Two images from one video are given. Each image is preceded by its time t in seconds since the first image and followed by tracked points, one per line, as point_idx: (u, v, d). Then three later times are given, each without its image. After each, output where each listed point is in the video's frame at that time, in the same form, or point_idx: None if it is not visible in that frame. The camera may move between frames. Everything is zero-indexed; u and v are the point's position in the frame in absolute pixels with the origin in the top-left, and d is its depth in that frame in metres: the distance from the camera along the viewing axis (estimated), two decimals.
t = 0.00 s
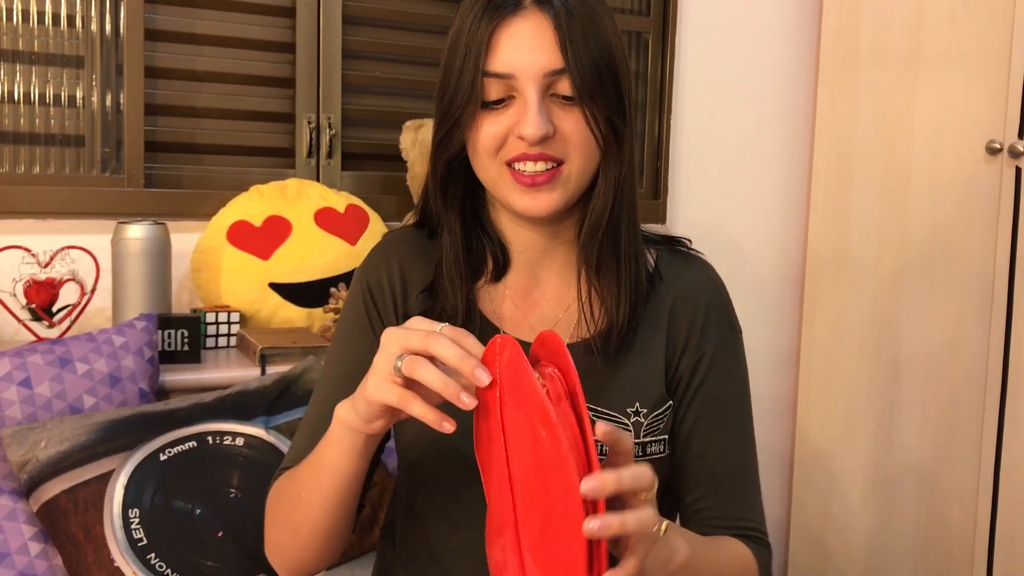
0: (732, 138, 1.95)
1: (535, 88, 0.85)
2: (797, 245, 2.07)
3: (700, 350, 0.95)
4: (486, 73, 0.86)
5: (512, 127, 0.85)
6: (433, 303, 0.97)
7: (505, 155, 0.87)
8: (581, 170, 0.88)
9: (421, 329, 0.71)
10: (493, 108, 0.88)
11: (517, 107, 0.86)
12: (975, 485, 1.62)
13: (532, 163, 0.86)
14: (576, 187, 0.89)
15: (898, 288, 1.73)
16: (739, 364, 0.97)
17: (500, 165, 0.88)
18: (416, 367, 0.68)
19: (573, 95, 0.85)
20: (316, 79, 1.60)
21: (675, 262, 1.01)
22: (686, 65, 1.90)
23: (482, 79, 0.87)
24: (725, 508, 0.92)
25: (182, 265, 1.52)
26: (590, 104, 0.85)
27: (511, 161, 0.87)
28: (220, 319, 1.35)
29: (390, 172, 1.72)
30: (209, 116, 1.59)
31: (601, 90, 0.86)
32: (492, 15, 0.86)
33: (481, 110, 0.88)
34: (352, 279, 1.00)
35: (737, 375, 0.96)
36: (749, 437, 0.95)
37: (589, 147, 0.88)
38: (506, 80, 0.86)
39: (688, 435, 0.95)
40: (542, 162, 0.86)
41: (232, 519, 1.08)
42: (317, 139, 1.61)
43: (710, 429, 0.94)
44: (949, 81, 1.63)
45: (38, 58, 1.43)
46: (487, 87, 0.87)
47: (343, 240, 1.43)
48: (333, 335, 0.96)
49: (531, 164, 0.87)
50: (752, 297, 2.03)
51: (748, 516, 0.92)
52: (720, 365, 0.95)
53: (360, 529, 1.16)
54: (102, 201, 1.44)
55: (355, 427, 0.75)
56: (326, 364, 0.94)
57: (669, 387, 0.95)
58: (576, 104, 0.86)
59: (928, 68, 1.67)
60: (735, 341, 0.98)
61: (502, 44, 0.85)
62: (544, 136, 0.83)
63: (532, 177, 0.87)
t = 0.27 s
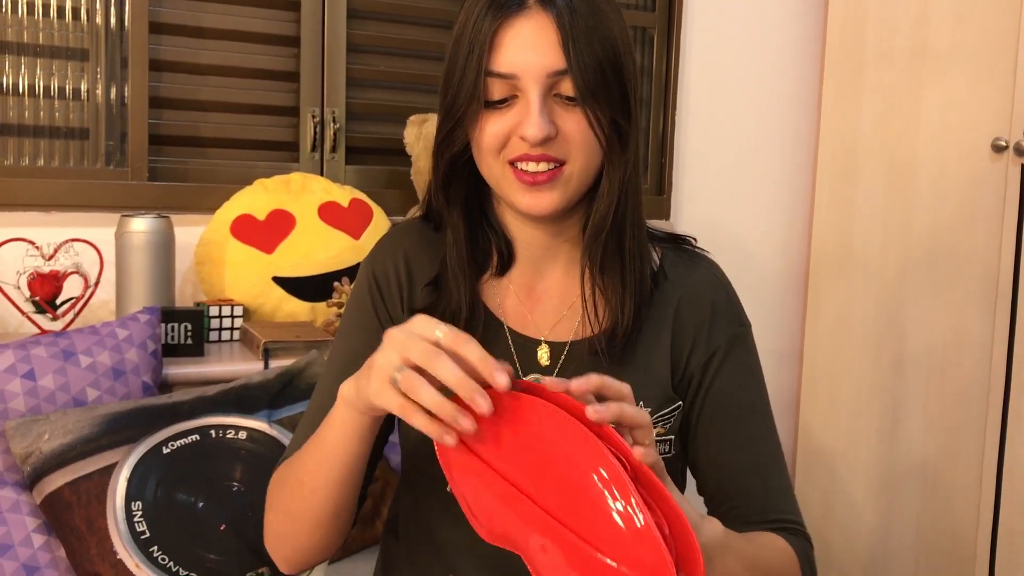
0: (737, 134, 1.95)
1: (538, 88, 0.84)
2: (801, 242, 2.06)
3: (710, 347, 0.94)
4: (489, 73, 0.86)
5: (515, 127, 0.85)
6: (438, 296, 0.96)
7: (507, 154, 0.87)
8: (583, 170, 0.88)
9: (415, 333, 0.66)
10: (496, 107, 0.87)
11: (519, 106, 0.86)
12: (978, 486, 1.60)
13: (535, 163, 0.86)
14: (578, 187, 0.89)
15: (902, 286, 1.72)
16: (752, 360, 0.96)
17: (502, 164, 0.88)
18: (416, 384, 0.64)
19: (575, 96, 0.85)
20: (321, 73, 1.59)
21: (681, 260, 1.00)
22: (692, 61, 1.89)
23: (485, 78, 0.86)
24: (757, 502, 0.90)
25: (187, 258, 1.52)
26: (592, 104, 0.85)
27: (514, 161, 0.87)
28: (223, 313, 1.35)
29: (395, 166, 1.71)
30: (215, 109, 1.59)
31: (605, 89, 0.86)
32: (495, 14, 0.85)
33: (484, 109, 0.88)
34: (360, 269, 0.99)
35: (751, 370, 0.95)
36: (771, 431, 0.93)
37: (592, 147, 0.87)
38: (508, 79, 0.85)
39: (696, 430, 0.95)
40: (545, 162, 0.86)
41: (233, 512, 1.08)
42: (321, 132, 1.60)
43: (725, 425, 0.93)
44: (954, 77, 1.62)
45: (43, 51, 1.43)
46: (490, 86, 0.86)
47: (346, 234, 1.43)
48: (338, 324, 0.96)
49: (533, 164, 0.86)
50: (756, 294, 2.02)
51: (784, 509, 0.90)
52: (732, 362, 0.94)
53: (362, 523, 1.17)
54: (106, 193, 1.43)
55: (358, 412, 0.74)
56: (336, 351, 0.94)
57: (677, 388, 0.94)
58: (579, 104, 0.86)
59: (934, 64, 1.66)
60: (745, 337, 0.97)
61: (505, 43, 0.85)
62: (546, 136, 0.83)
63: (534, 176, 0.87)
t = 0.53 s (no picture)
0: (741, 131, 1.94)
1: (550, 87, 0.84)
2: (806, 239, 2.05)
3: (721, 345, 0.93)
4: (502, 71, 0.85)
5: (527, 125, 0.85)
6: (445, 291, 0.96)
7: (519, 153, 0.87)
8: (594, 168, 0.88)
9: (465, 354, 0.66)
10: (508, 106, 0.87)
11: (531, 105, 0.85)
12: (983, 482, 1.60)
13: (546, 162, 0.86)
14: (588, 185, 0.89)
15: (907, 283, 1.71)
16: (763, 356, 0.95)
17: (514, 163, 0.88)
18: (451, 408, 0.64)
19: (588, 94, 0.85)
20: (326, 70, 1.59)
21: (688, 258, 1.00)
22: (697, 58, 1.88)
23: (497, 76, 0.86)
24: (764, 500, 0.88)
25: (191, 254, 1.52)
26: (605, 103, 0.85)
27: (525, 159, 0.87)
28: (228, 309, 1.34)
29: (399, 163, 1.71)
30: (219, 106, 1.59)
31: (617, 88, 0.85)
32: (509, 11, 0.85)
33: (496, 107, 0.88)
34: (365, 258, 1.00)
35: (762, 366, 0.94)
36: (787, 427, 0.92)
37: (603, 145, 0.87)
38: (521, 78, 0.85)
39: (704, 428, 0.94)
40: (556, 161, 0.86)
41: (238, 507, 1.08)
42: (326, 129, 1.60)
43: (737, 422, 0.91)
44: (960, 76, 1.62)
45: (48, 47, 1.43)
46: (502, 85, 0.86)
47: (351, 231, 1.43)
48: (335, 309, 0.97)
49: (545, 163, 0.86)
50: (761, 291, 2.01)
51: (806, 503, 0.88)
52: (741, 360, 0.93)
53: (367, 519, 1.17)
54: (112, 189, 1.44)
55: (369, 392, 0.73)
56: (331, 335, 0.94)
57: (686, 387, 0.94)
58: (591, 102, 0.85)
59: (940, 62, 1.65)
60: (753, 334, 0.96)
61: (518, 41, 0.84)
62: (558, 136, 0.83)
63: (545, 175, 0.87)
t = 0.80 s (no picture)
0: (746, 126, 1.93)
1: (557, 84, 0.84)
2: (811, 235, 2.04)
3: (728, 339, 0.93)
4: (509, 68, 0.85)
5: (533, 122, 0.85)
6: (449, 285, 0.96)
7: (525, 150, 0.86)
8: (600, 165, 0.87)
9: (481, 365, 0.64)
10: (514, 102, 0.87)
11: (538, 102, 0.85)
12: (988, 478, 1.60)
13: (552, 158, 0.86)
14: (595, 182, 0.88)
15: (912, 279, 1.71)
16: (769, 347, 0.94)
17: (520, 159, 0.88)
18: (464, 412, 0.62)
19: (595, 91, 0.84)
20: (330, 65, 1.59)
21: (694, 253, 1.00)
22: (701, 53, 1.88)
23: (504, 73, 0.85)
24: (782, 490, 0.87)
25: (195, 250, 1.52)
26: (612, 100, 0.84)
27: (532, 156, 0.86)
28: (232, 305, 1.34)
29: (403, 159, 1.71)
30: (222, 101, 1.59)
31: (624, 85, 0.85)
32: (516, 8, 0.84)
33: (502, 104, 0.87)
34: (365, 245, 1.00)
35: (769, 356, 0.93)
36: (798, 414, 0.91)
37: (609, 142, 0.87)
38: (528, 74, 0.85)
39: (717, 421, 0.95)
40: (562, 157, 0.86)
41: (243, 503, 1.07)
42: (330, 125, 1.60)
43: (744, 413, 0.91)
44: (966, 72, 1.61)
45: (52, 43, 1.43)
46: (509, 82, 0.86)
47: (356, 226, 1.42)
48: (326, 286, 0.97)
49: (551, 159, 0.86)
50: (765, 287, 2.01)
51: (822, 487, 0.86)
52: (750, 352, 0.93)
53: (371, 514, 1.17)
54: (115, 185, 1.44)
55: (368, 421, 0.69)
56: (309, 313, 0.92)
57: (690, 381, 0.94)
58: (598, 99, 0.85)
59: (946, 57, 1.64)
60: (760, 326, 0.96)
61: (525, 38, 0.84)
62: (565, 133, 0.83)
63: (551, 172, 0.86)
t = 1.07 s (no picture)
0: (748, 120, 1.93)
1: (557, 77, 0.83)
2: (813, 229, 2.04)
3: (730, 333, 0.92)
4: (508, 61, 0.85)
5: (533, 116, 0.84)
6: (453, 280, 0.96)
7: (526, 143, 0.86)
8: (601, 158, 0.87)
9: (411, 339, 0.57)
10: (515, 96, 0.87)
11: (538, 95, 0.85)
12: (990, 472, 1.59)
13: (553, 152, 0.85)
14: (595, 175, 0.88)
15: (914, 273, 1.70)
16: (769, 340, 0.94)
17: (521, 154, 0.87)
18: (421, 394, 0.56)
19: (594, 84, 0.84)
20: (331, 59, 1.59)
21: (697, 246, 0.99)
22: (703, 46, 1.87)
23: (504, 66, 0.85)
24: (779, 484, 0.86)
25: (196, 245, 1.52)
26: (612, 91, 0.84)
27: (532, 150, 0.86)
28: (234, 300, 1.34)
29: (404, 153, 1.71)
30: (224, 95, 1.58)
31: (624, 78, 0.85)
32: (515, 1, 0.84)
33: (502, 97, 0.87)
34: (367, 247, 1.00)
35: (768, 349, 0.93)
36: (797, 408, 0.90)
37: (609, 135, 0.87)
38: (527, 67, 0.84)
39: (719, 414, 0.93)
40: (563, 151, 0.85)
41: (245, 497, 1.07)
42: (331, 119, 1.60)
43: (745, 407, 0.90)
44: (969, 64, 1.61)
45: (53, 38, 1.43)
46: (509, 75, 0.86)
47: (357, 221, 1.42)
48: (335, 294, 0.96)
49: (552, 153, 0.86)
50: (767, 281, 2.01)
51: (820, 484, 0.85)
52: (751, 346, 0.92)
53: (373, 509, 1.17)
54: (117, 180, 1.44)
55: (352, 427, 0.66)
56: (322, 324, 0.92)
57: (694, 374, 0.94)
58: (597, 92, 0.84)
59: (949, 50, 1.64)
60: (762, 319, 0.95)
61: (524, 31, 0.83)
62: (565, 126, 0.82)
63: (552, 165, 0.86)
